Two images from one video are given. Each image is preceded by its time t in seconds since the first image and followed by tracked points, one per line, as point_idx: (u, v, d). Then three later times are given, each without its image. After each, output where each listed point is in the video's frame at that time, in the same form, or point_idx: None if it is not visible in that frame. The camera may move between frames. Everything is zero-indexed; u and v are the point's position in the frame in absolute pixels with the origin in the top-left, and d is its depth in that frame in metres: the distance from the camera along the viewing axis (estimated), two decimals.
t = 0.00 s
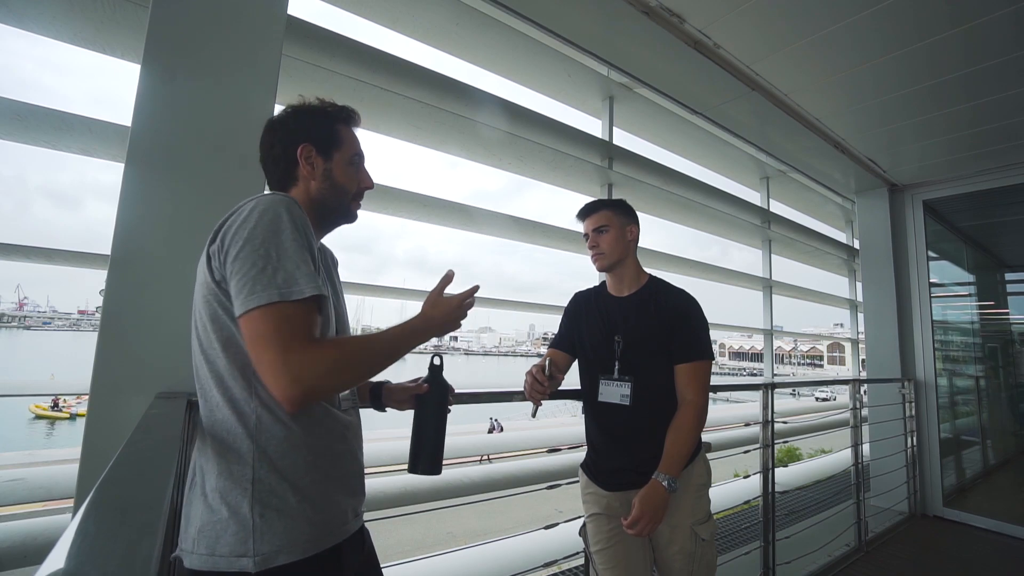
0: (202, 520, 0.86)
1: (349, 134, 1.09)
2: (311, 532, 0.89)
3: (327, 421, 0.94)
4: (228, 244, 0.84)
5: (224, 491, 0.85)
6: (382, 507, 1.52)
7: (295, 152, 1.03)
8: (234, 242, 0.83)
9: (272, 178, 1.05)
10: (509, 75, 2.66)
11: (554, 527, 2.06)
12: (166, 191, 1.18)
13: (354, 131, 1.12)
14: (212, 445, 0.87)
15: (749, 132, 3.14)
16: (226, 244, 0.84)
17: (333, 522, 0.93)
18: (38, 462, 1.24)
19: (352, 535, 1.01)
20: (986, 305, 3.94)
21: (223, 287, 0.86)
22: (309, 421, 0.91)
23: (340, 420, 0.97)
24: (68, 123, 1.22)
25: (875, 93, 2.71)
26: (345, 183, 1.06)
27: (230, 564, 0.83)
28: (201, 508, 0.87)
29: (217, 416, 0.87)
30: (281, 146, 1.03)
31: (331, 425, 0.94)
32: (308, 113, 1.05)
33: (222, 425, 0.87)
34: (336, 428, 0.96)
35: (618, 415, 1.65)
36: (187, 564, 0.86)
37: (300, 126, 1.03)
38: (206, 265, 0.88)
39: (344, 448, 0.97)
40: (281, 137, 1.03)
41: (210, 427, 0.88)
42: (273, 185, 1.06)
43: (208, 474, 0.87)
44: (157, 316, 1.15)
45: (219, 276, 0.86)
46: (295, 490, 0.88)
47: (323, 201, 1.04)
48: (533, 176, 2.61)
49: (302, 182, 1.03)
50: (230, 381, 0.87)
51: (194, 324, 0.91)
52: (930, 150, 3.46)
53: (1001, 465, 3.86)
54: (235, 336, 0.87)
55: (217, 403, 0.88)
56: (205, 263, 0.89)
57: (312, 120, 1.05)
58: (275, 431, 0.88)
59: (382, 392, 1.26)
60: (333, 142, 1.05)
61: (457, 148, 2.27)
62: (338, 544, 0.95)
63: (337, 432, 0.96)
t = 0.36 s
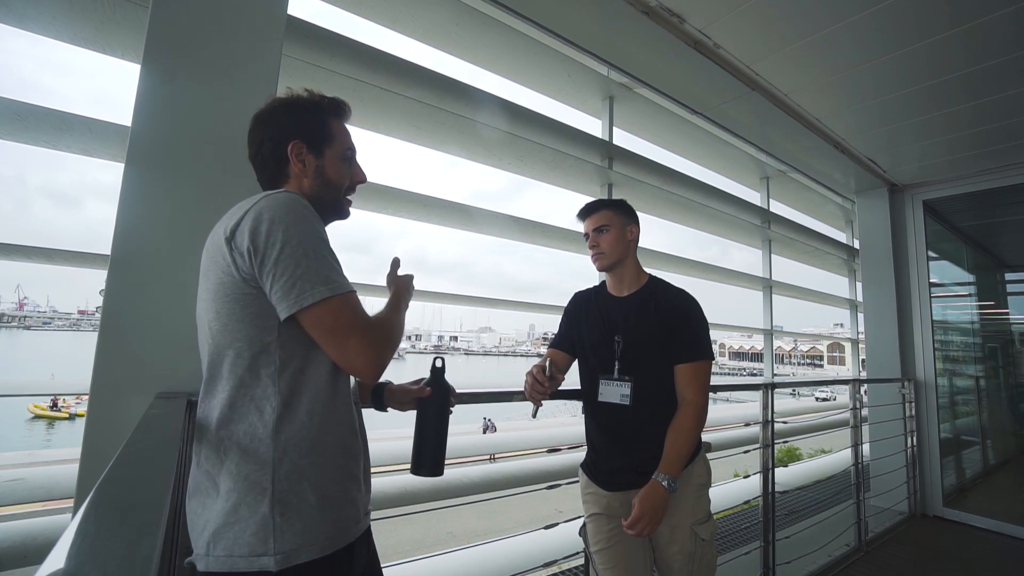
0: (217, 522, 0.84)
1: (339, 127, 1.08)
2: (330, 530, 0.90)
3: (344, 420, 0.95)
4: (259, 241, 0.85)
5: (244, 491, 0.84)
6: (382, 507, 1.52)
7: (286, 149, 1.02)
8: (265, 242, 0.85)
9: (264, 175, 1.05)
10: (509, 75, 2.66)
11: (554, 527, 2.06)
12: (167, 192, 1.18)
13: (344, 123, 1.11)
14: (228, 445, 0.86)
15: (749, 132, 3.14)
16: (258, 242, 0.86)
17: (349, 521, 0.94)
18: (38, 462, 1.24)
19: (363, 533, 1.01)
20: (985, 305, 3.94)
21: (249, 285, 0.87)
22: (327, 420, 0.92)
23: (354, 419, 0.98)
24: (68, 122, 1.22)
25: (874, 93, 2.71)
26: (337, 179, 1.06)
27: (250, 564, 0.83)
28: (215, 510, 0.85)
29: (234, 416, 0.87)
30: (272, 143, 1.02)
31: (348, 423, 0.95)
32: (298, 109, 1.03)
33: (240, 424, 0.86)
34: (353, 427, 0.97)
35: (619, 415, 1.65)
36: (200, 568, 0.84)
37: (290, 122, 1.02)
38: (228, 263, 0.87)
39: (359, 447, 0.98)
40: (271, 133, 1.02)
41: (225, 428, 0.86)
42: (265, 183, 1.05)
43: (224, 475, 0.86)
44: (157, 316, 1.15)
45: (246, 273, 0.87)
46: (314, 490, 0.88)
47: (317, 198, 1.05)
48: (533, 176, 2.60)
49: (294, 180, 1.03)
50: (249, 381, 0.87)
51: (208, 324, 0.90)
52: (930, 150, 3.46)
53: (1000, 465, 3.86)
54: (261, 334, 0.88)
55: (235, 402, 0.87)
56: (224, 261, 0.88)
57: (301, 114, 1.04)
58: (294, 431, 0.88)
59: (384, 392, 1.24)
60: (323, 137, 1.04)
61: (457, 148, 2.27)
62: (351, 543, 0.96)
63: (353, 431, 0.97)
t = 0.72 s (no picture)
0: (225, 526, 0.84)
1: (324, 123, 1.07)
2: (337, 530, 0.90)
3: (343, 419, 0.95)
4: (247, 239, 0.83)
5: (249, 494, 0.84)
6: (382, 507, 1.52)
7: (271, 148, 1.02)
8: (253, 237, 0.83)
9: (253, 176, 1.05)
10: (510, 75, 2.66)
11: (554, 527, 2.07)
12: (167, 192, 1.18)
13: (330, 121, 1.10)
14: (231, 449, 0.85)
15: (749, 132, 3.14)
16: (245, 240, 0.84)
17: (354, 520, 0.94)
18: (38, 462, 1.24)
19: (367, 532, 1.02)
20: (986, 305, 3.94)
21: (242, 285, 0.86)
22: (328, 421, 0.92)
23: (353, 418, 0.98)
24: (67, 122, 1.22)
25: (874, 93, 2.71)
26: (325, 176, 1.05)
27: (259, 566, 0.82)
28: (222, 515, 0.85)
29: (235, 419, 0.86)
30: (257, 143, 1.02)
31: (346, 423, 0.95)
32: (280, 107, 1.04)
33: (241, 428, 0.86)
34: (351, 426, 0.97)
35: (617, 415, 1.65)
36: (210, 573, 0.84)
37: (272, 121, 1.02)
38: (222, 265, 0.87)
39: (360, 446, 0.98)
40: (254, 132, 1.02)
41: (227, 432, 0.86)
42: (255, 183, 1.06)
43: (229, 479, 0.85)
44: (157, 316, 1.15)
45: (239, 273, 0.86)
46: (320, 490, 0.88)
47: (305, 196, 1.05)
48: (533, 176, 2.61)
49: (280, 178, 1.03)
50: (248, 383, 0.86)
51: (209, 327, 0.90)
52: (930, 150, 3.46)
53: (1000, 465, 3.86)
54: (258, 334, 0.87)
55: (235, 405, 0.86)
56: (219, 264, 0.88)
57: (284, 113, 1.03)
58: (297, 432, 0.87)
59: (385, 392, 1.25)
60: (308, 134, 1.04)
61: (457, 148, 2.27)
62: (356, 541, 0.96)
63: (352, 430, 0.97)
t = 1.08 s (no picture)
0: (209, 525, 0.86)
1: (328, 127, 1.08)
2: (320, 532, 0.89)
3: (331, 420, 0.94)
4: (233, 236, 0.83)
5: (231, 494, 0.85)
6: (382, 507, 1.52)
7: (275, 149, 1.02)
8: (238, 233, 0.83)
9: (255, 176, 1.05)
10: (510, 75, 2.66)
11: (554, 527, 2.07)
12: (166, 192, 1.18)
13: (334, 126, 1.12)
14: (216, 449, 0.86)
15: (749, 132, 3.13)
16: (231, 237, 0.84)
17: (341, 522, 0.93)
18: (37, 462, 1.24)
19: (359, 533, 1.01)
20: (986, 305, 3.94)
21: (228, 283, 0.86)
22: (314, 421, 0.91)
23: (345, 419, 0.97)
24: (67, 122, 1.22)
25: (874, 93, 2.71)
26: (326, 179, 1.05)
27: (239, 567, 0.83)
28: (207, 513, 0.87)
29: (220, 419, 0.87)
30: (261, 144, 1.02)
31: (335, 425, 0.94)
32: (285, 109, 1.04)
33: (224, 428, 0.86)
34: (341, 428, 0.96)
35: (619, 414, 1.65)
36: (195, 571, 0.85)
37: (276, 123, 1.03)
38: (209, 263, 0.87)
39: (349, 448, 0.98)
40: (258, 133, 1.02)
41: (212, 432, 0.87)
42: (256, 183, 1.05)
43: (214, 478, 0.87)
44: (156, 316, 1.15)
45: (225, 270, 0.85)
46: (302, 492, 0.88)
47: (306, 198, 1.05)
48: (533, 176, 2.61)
49: (282, 178, 1.03)
50: (233, 383, 0.87)
51: (197, 326, 0.90)
52: (930, 150, 3.46)
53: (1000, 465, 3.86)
54: (243, 333, 0.87)
55: (220, 406, 0.87)
56: (206, 262, 0.88)
57: (288, 115, 1.04)
58: (280, 433, 0.87)
59: (385, 392, 1.26)
60: (312, 137, 1.04)
61: (457, 148, 2.27)
62: (346, 543, 0.96)
63: (341, 432, 0.96)
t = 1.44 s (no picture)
0: (203, 525, 0.86)
1: (333, 127, 1.09)
2: (315, 534, 0.89)
3: (328, 422, 0.94)
4: (235, 238, 0.83)
5: (226, 495, 0.85)
6: (382, 507, 1.52)
7: (283, 149, 1.02)
8: (241, 235, 0.83)
9: (260, 176, 1.03)
10: (510, 76, 2.66)
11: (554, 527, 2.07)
12: (167, 192, 1.18)
13: (336, 125, 1.12)
14: (211, 449, 0.86)
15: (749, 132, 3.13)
16: (233, 240, 0.84)
17: (336, 524, 0.93)
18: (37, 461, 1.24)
19: (355, 534, 1.01)
20: (985, 305, 3.94)
21: (228, 284, 0.86)
22: (311, 422, 0.91)
23: (341, 420, 0.97)
24: (67, 123, 1.22)
25: (874, 93, 2.71)
26: (333, 179, 1.06)
27: (233, 569, 0.83)
28: (202, 513, 0.87)
29: (216, 419, 0.87)
30: (268, 143, 1.02)
31: (331, 426, 0.94)
32: (294, 109, 1.04)
33: (220, 428, 0.86)
34: (337, 429, 0.96)
35: (624, 414, 1.65)
36: (189, 571, 0.85)
37: (284, 123, 1.02)
38: (209, 264, 0.87)
39: (346, 449, 0.97)
40: (266, 133, 1.02)
41: (209, 431, 0.87)
42: (260, 183, 1.04)
43: (209, 478, 0.87)
44: (156, 316, 1.15)
45: (226, 271, 0.85)
46: (297, 493, 0.88)
47: (313, 197, 1.05)
48: (533, 176, 2.60)
49: (290, 178, 1.02)
50: (231, 384, 0.87)
51: (195, 326, 0.90)
52: (930, 150, 3.46)
53: (1000, 465, 3.86)
54: (243, 335, 0.87)
55: (216, 405, 0.87)
56: (206, 262, 0.88)
57: (295, 115, 1.04)
58: (276, 434, 0.87)
59: (383, 392, 1.26)
60: (319, 137, 1.05)
61: (457, 148, 2.27)
62: (341, 544, 0.96)
63: (338, 433, 0.96)
